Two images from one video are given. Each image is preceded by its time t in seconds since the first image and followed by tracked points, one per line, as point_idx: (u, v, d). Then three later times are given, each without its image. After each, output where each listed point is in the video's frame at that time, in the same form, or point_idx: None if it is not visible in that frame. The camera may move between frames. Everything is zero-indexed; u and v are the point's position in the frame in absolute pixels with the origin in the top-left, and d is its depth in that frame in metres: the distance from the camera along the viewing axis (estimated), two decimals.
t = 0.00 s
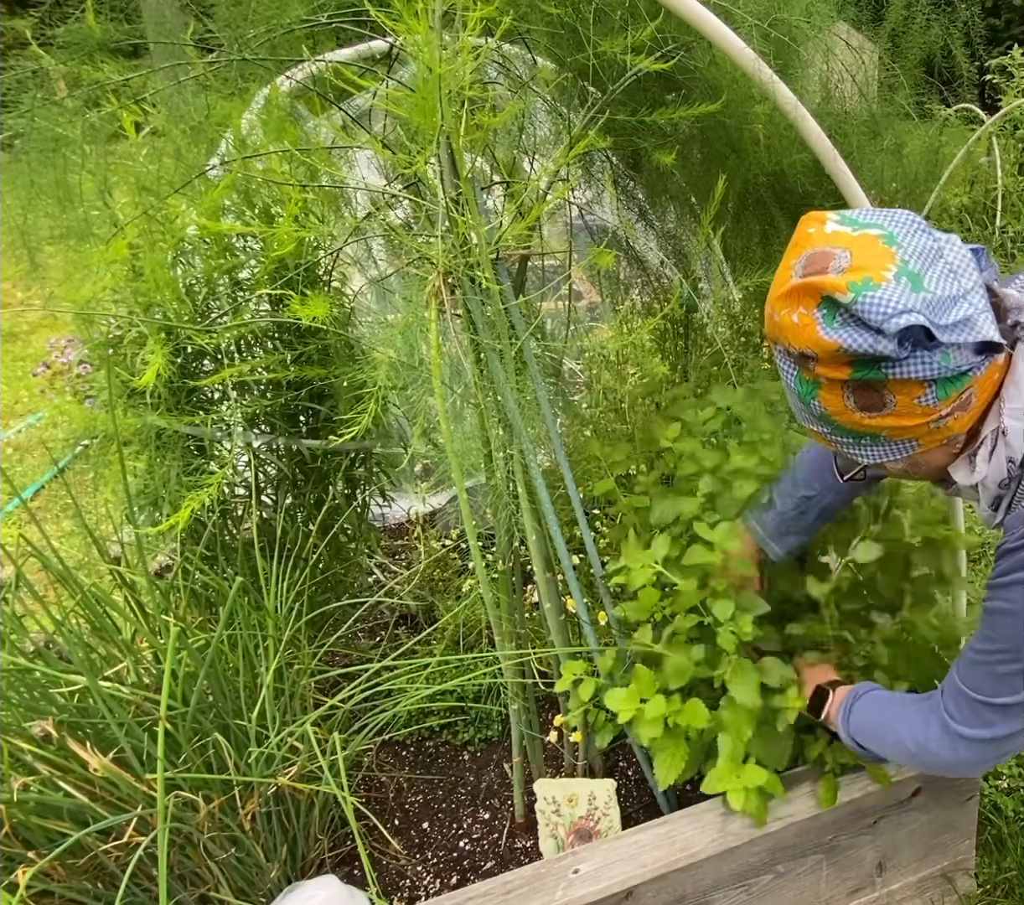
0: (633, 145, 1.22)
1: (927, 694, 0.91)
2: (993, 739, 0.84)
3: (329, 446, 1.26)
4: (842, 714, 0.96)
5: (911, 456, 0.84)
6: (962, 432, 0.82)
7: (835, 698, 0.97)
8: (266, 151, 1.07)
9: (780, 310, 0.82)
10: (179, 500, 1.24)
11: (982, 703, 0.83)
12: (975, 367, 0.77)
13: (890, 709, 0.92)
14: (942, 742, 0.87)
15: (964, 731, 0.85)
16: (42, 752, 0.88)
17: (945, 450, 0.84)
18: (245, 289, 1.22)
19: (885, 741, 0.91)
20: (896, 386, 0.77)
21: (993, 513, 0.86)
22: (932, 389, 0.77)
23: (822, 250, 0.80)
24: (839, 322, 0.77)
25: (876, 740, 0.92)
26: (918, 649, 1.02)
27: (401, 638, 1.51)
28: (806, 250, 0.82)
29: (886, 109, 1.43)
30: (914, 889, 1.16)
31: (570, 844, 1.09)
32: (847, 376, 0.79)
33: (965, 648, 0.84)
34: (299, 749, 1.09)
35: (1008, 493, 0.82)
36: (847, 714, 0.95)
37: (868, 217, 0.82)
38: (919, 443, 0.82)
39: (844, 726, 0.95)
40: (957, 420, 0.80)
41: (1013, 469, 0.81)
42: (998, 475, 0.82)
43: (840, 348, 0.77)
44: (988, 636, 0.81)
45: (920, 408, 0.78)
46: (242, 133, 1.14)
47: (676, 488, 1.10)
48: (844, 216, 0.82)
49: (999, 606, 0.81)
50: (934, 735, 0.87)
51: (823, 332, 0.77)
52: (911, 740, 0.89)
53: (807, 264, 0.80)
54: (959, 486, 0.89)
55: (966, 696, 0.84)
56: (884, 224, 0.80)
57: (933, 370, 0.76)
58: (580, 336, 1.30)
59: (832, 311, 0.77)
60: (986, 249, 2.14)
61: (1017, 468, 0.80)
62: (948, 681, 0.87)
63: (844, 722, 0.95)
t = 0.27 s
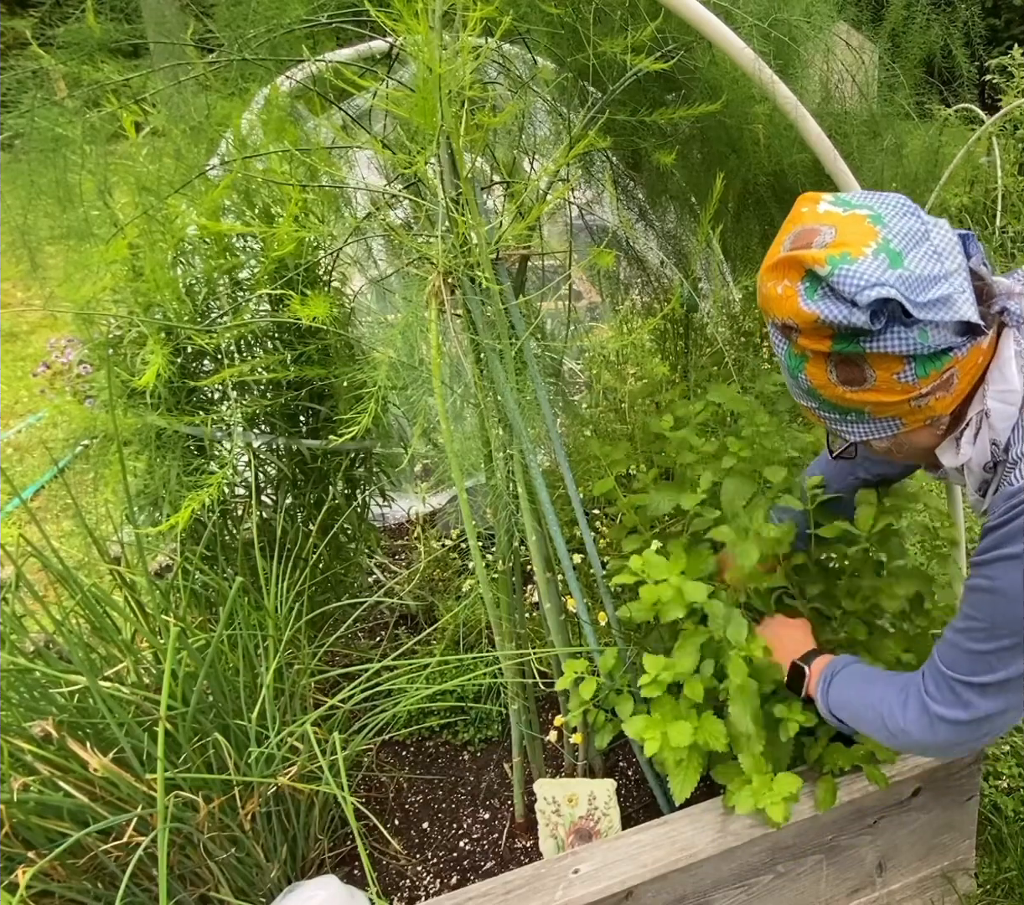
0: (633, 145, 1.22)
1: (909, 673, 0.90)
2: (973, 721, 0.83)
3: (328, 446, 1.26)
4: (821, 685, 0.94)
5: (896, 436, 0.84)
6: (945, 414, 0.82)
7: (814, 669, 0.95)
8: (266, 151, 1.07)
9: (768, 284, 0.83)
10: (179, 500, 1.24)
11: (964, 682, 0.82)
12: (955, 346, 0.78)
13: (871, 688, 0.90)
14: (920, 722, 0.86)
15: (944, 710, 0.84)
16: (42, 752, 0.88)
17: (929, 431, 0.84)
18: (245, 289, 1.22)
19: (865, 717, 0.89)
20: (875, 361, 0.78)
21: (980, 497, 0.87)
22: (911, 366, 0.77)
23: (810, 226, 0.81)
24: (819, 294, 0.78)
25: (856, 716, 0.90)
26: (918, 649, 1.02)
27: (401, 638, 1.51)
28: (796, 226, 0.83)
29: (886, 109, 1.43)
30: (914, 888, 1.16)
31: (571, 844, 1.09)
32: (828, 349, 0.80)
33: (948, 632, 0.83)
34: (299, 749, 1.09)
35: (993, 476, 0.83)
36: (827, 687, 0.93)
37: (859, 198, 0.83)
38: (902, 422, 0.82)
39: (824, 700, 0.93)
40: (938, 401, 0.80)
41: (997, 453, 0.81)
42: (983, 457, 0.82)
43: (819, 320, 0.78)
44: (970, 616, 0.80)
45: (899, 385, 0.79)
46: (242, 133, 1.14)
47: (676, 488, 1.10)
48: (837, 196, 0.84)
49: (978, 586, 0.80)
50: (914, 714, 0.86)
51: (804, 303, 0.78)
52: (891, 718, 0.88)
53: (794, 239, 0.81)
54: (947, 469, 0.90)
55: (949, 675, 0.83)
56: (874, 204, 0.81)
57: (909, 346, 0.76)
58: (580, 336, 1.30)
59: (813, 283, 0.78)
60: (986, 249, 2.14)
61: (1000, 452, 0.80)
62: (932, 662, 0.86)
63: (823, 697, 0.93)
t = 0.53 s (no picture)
0: (633, 145, 1.22)
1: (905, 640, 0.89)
2: (964, 685, 0.84)
3: (328, 446, 1.26)
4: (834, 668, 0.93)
5: (889, 414, 0.85)
6: (936, 392, 0.83)
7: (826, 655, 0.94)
8: (266, 151, 1.07)
9: (763, 258, 0.84)
10: (179, 500, 1.24)
11: (963, 648, 0.83)
12: (945, 323, 0.79)
13: (876, 659, 0.89)
14: (922, 689, 0.86)
15: (944, 677, 0.85)
16: (42, 752, 0.88)
17: (920, 410, 0.85)
18: (245, 290, 1.22)
19: (870, 689, 0.89)
20: (867, 335, 0.79)
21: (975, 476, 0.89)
22: (902, 341, 0.79)
23: (806, 204, 0.82)
24: (813, 267, 0.79)
25: (863, 688, 0.89)
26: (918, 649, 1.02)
27: (401, 638, 1.51)
28: (793, 205, 0.84)
29: (886, 109, 1.43)
30: (914, 888, 1.16)
31: (571, 844, 1.09)
32: (821, 323, 0.81)
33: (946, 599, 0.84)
34: (299, 749, 1.09)
35: (986, 458, 0.86)
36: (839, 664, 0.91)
37: (855, 181, 0.84)
38: (894, 398, 0.84)
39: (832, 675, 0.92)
40: (929, 378, 0.82)
41: (989, 432, 0.83)
42: (977, 437, 0.84)
43: (813, 293, 0.79)
44: (971, 581, 0.82)
45: (891, 360, 0.80)
46: (242, 133, 1.14)
47: (676, 489, 1.09)
48: (833, 179, 0.85)
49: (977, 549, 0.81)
50: (914, 680, 0.86)
51: (798, 275, 0.79)
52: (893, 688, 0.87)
53: (790, 216, 0.82)
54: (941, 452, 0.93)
55: (947, 642, 0.83)
56: (869, 186, 0.82)
57: (901, 320, 0.77)
58: (581, 336, 1.30)
59: (807, 257, 0.79)
60: (986, 248, 2.14)
61: (991, 429, 0.83)
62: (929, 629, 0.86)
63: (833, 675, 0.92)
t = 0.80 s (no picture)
0: (633, 145, 1.22)
1: (955, 664, 0.90)
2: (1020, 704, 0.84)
3: (328, 446, 1.26)
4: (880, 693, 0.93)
5: (893, 447, 0.83)
6: (938, 421, 0.82)
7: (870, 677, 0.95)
8: (266, 151, 1.07)
9: (754, 309, 0.84)
10: (179, 500, 1.24)
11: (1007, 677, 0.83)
12: (940, 353, 0.77)
13: (926, 686, 0.90)
14: (976, 716, 0.86)
15: (994, 704, 0.85)
16: (42, 752, 0.88)
17: (925, 440, 0.83)
18: (245, 290, 1.22)
19: (924, 716, 0.90)
20: (864, 374, 0.78)
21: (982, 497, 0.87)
22: (899, 375, 0.77)
23: (790, 250, 0.81)
24: (804, 314, 0.78)
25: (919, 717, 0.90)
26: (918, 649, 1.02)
27: (401, 638, 1.51)
28: (778, 252, 0.83)
29: (886, 109, 1.43)
30: (914, 888, 1.16)
31: (571, 844, 1.09)
32: (817, 366, 0.79)
33: (977, 624, 0.84)
34: (299, 749, 1.09)
35: (993, 478, 0.84)
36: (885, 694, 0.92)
37: (837, 221, 0.83)
38: (897, 432, 0.82)
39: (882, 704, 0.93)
40: (929, 408, 0.80)
41: (994, 454, 0.82)
42: (981, 459, 0.83)
43: (806, 339, 0.78)
44: (1001, 613, 0.80)
45: (890, 395, 0.78)
46: (242, 133, 1.14)
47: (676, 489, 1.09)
48: (816, 222, 0.84)
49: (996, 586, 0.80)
50: (967, 709, 0.87)
51: (789, 323, 0.79)
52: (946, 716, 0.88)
53: (777, 264, 0.82)
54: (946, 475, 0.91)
55: (991, 671, 0.83)
56: (851, 226, 0.82)
57: (896, 356, 0.76)
58: (581, 336, 1.30)
59: (797, 304, 0.79)
60: (986, 248, 2.14)
61: (997, 452, 0.81)
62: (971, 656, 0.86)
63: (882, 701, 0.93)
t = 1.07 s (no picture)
0: (633, 145, 1.22)
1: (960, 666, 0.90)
2: None
3: (328, 446, 1.26)
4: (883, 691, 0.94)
5: (903, 469, 0.83)
6: (945, 441, 0.81)
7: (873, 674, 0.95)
8: (266, 151, 1.07)
9: (755, 345, 0.83)
10: (179, 500, 1.24)
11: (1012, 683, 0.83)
12: (944, 376, 0.77)
13: (927, 687, 0.91)
14: (980, 720, 0.87)
15: (998, 708, 0.85)
16: (42, 752, 0.88)
17: (933, 460, 0.83)
18: (245, 290, 1.22)
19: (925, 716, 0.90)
20: (870, 402, 0.77)
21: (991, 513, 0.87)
22: (905, 401, 0.77)
23: (788, 284, 0.81)
24: (806, 348, 0.77)
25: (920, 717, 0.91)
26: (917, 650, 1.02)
27: (401, 638, 1.51)
28: (774, 286, 0.83)
29: (886, 109, 1.43)
30: (914, 889, 1.16)
31: (571, 844, 1.09)
32: (822, 397, 0.79)
33: (984, 630, 0.85)
34: (299, 749, 1.09)
35: (1002, 494, 0.84)
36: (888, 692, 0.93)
37: (831, 251, 0.83)
38: (906, 455, 0.81)
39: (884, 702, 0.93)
40: (936, 430, 0.80)
41: (1003, 471, 0.81)
42: (990, 478, 0.83)
43: (810, 373, 0.77)
44: (1010, 621, 0.81)
45: (897, 421, 0.78)
46: (243, 133, 1.14)
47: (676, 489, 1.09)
48: (809, 252, 0.84)
49: (1008, 596, 0.81)
50: (971, 712, 0.87)
51: (792, 358, 0.78)
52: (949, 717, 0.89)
53: (775, 299, 0.81)
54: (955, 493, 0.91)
55: (996, 677, 0.84)
56: (845, 255, 0.81)
57: (901, 383, 0.75)
58: (581, 336, 1.30)
59: (799, 338, 0.78)
60: (986, 249, 2.14)
61: (1006, 469, 0.81)
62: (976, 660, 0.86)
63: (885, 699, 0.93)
